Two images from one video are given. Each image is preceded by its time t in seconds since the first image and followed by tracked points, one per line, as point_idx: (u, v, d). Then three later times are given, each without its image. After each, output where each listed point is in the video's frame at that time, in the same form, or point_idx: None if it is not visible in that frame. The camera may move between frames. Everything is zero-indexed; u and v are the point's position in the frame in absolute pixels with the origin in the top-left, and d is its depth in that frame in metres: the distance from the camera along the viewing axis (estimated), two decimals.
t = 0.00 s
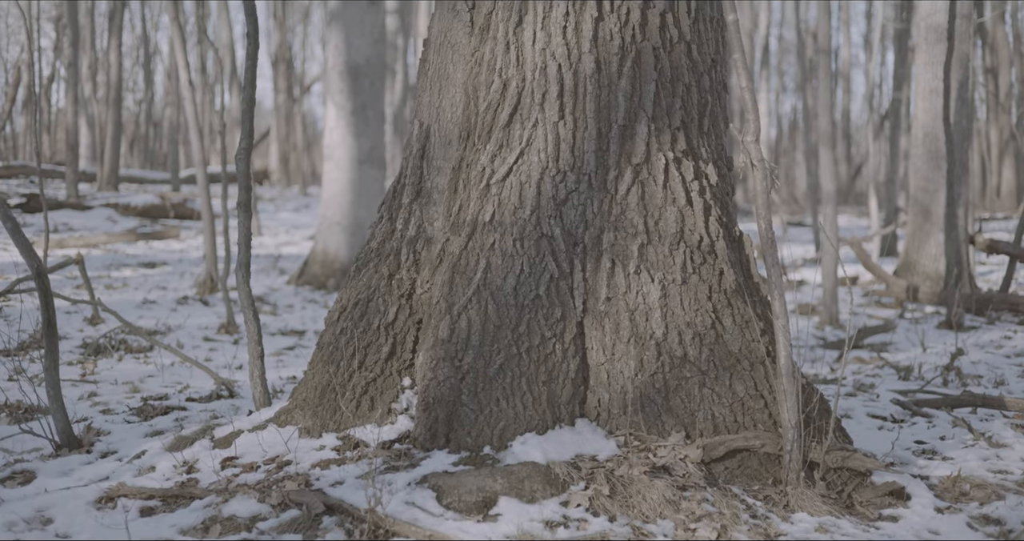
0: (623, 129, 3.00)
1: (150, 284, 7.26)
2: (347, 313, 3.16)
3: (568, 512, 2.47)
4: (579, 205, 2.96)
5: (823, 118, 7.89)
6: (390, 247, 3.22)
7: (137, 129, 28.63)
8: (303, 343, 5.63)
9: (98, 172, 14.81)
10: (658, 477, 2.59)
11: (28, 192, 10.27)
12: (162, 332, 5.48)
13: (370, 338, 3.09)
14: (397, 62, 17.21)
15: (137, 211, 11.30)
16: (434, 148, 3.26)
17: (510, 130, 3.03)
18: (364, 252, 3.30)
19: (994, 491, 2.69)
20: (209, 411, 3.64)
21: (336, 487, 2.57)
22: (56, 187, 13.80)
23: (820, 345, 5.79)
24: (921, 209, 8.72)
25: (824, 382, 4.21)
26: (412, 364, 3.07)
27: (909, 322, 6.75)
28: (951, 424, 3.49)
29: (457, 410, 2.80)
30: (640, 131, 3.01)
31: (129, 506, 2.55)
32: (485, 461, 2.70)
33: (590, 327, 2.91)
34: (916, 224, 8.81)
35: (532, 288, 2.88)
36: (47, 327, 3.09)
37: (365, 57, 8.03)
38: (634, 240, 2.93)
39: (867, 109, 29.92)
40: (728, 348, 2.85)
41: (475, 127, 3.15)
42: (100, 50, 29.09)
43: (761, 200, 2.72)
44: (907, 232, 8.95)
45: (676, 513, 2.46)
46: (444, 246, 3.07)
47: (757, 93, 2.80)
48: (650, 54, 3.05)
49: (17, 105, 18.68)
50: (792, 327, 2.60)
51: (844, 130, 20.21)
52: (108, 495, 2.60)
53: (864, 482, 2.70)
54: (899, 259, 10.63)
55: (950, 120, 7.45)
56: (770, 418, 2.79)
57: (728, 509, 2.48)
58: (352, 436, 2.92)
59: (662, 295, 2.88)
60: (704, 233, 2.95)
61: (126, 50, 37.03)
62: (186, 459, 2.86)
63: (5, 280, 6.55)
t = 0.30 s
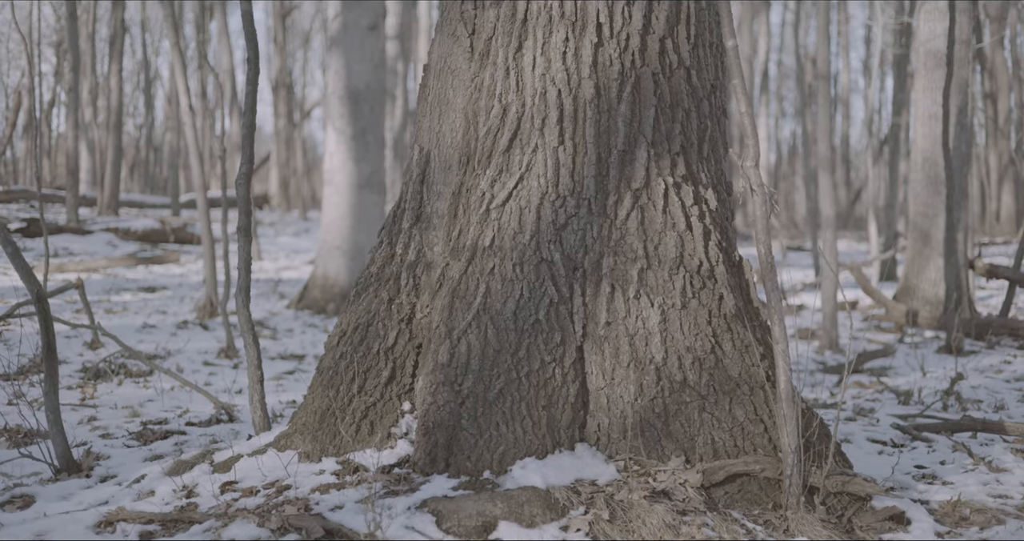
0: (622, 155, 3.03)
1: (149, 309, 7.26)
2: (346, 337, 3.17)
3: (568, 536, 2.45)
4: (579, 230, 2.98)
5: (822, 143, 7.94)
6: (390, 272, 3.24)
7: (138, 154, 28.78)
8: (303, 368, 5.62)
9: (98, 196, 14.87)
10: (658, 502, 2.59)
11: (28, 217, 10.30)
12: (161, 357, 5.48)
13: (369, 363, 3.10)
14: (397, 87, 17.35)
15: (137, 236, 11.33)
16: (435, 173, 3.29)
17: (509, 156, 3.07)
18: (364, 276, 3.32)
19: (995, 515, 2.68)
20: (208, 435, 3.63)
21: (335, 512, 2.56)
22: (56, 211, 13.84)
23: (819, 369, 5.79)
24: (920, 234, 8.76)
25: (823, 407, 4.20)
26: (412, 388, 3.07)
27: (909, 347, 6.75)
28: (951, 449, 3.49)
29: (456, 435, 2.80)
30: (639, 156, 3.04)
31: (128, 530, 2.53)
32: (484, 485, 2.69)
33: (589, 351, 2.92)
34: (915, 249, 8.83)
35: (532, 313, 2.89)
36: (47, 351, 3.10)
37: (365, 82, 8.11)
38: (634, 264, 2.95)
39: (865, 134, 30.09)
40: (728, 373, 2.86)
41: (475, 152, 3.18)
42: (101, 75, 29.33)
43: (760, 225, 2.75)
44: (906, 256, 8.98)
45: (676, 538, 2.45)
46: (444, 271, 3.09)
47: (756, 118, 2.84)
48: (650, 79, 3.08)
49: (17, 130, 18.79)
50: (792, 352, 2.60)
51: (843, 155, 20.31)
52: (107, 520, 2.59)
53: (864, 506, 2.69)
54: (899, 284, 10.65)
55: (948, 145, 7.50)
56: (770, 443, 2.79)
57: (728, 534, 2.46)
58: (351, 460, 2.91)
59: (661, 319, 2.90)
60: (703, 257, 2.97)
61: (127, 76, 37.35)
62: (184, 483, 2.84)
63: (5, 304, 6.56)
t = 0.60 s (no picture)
0: (622, 182, 3.06)
1: (149, 335, 7.26)
2: (346, 364, 3.19)
3: None
4: (579, 256, 3.01)
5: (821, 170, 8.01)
6: (390, 298, 3.26)
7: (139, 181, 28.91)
8: (302, 394, 5.61)
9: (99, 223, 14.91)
10: (657, 529, 2.58)
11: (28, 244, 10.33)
12: (161, 383, 5.47)
13: (369, 390, 3.11)
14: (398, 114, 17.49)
15: (137, 262, 11.36)
16: (435, 200, 3.32)
17: (509, 183, 3.10)
18: (364, 303, 3.34)
19: None
20: (208, 462, 3.62)
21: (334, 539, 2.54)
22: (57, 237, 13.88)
23: (820, 396, 5.78)
24: (920, 260, 8.79)
25: (824, 433, 4.20)
26: (411, 415, 3.08)
27: (909, 373, 6.74)
28: (952, 475, 3.48)
29: (456, 462, 2.80)
30: (639, 183, 3.07)
31: None
32: (484, 512, 2.69)
33: (589, 378, 2.93)
34: (914, 275, 8.86)
35: (532, 339, 2.91)
36: (47, 377, 3.11)
37: (366, 109, 8.17)
38: (634, 291, 2.97)
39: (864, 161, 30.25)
40: (728, 400, 2.87)
41: (475, 179, 3.21)
42: (104, 103, 29.55)
43: (759, 252, 2.77)
44: (905, 283, 9.00)
45: None
46: (444, 297, 3.11)
47: (755, 146, 2.87)
48: (649, 106, 3.11)
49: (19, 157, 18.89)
50: (792, 379, 2.61)
51: (842, 182, 20.40)
52: None
53: (865, 534, 2.67)
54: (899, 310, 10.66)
55: (947, 172, 7.55)
56: (771, 470, 2.79)
57: None
58: (351, 487, 2.90)
59: (661, 346, 2.91)
60: (703, 284, 2.99)
61: (129, 104, 37.64)
62: (183, 510, 2.83)
63: (5, 331, 6.56)
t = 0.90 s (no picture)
0: (622, 211, 3.10)
1: (149, 363, 7.26)
2: (346, 392, 3.20)
3: None
4: (579, 284, 3.03)
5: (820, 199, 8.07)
6: (390, 326, 3.28)
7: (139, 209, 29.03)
8: (302, 422, 5.60)
9: (99, 251, 14.94)
10: None
11: (28, 272, 10.34)
12: (161, 411, 5.46)
13: (369, 418, 3.11)
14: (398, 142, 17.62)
15: (137, 290, 11.37)
16: (435, 228, 3.35)
17: (509, 212, 3.13)
18: (364, 331, 3.36)
19: None
20: (207, 490, 3.61)
21: None
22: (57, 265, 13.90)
23: (821, 425, 5.76)
24: (920, 288, 8.81)
25: (823, 462, 4.20)
26: (411, 443, 3.07)
27: (909, 402, 6.74)
28: (952, 503, 3.47)
29: (456, 490, 2.80)
30: (639, 212, 3.11)
31: None
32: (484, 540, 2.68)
33: (589, 406, 2.94)
34: (914, 303, 8.88)
35: (532, 368, 2.92)
36: (46, 405, 3.11)
37: (366, 138, 8.24)
38: (634, 319, 2.99)
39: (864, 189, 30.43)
40: (728, 428, 2.88)
41: (475, 208, 3.24)
42: (106, 131, 29.78)
43: (760, 280, 2.81)
44: (905, 311, 9.02)
45: None
46: (444, 325, 3.13)
47: (755, 174, 2.92)
48: (649, 135, 3.16)
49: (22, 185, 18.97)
50: (792, 407, 2.62)
51: (841, 210, 20.49)
52: None
53: None
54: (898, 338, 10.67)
55: (946, 201, 7.60)
56: (771, 498, 2.79)
57: None
58: (350, 514, 2.88)
59: (661, 375, 2.92)
60: (703, 313, 3.01)
61: (131, 132, 37.90)
62: (182, 537, 2.80)
63: (4, 359, 6.55)
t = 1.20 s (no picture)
0: (621, 239, 3.13)
1: (148, 391, 7.24)
2: (345, 420, 3.20)
3: None
4: (578, 312, 3.05)
5: (820, 226, 8.11)
6: (389, 355, 3.29)
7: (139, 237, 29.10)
8: (301, 450, 5.59)
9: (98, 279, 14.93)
10: None
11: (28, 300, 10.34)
12: (160, 439, 5.45)
13: (368, 446, 3.12)
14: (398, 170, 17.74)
15: (137, 318, 11.37)
16: (434, 256, 3.38)
17: (509, 240, 3.16)
18: (364, 359, 3.37)
19: None
20: (206, 518, 3.60)
21: None
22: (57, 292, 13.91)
23: (821, 453, 5.74)
24: (920, 316, 8.82)
25: (823, 490, 4.18)
26: (411, 471, 3.07)
27: (910, 430, 6.72)
28: (953, 533, 3.46)
29: (455, 519, 2.79)
30: (638, 240, 3.13)
31: None
32: None
33: (589, 435, 2.95)
34: (914, 331, 8.88)
35: (532, 396, 2.93)
36: (45, 433, 3.12)
37: (366, 166, 8.30)
38: (634, 347, 3.00)
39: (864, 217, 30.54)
40: (728, 456, 2.89)
41: (475, 235, 3.27)
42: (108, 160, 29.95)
43: (760, 308, 2.84)
44: (905, 339, 9.02)
45: None
46: (443, 354, 3.14)
47: (754, 203, 2.96)
48: (649, 163, 3.20)
49: (22, 212, 19.02)
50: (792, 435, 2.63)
51: (841, 237, 20.55)
52: None
53: None
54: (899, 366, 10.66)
55: (946, 229, 7.66)
56: (771, 527, 2.80)
57: None
58: None
59: (661, 403, 2.94)
60: (703, 341, 3.03)
61: (131, 160, 38.07)
62: None
63: (3, 387, 6.54)
